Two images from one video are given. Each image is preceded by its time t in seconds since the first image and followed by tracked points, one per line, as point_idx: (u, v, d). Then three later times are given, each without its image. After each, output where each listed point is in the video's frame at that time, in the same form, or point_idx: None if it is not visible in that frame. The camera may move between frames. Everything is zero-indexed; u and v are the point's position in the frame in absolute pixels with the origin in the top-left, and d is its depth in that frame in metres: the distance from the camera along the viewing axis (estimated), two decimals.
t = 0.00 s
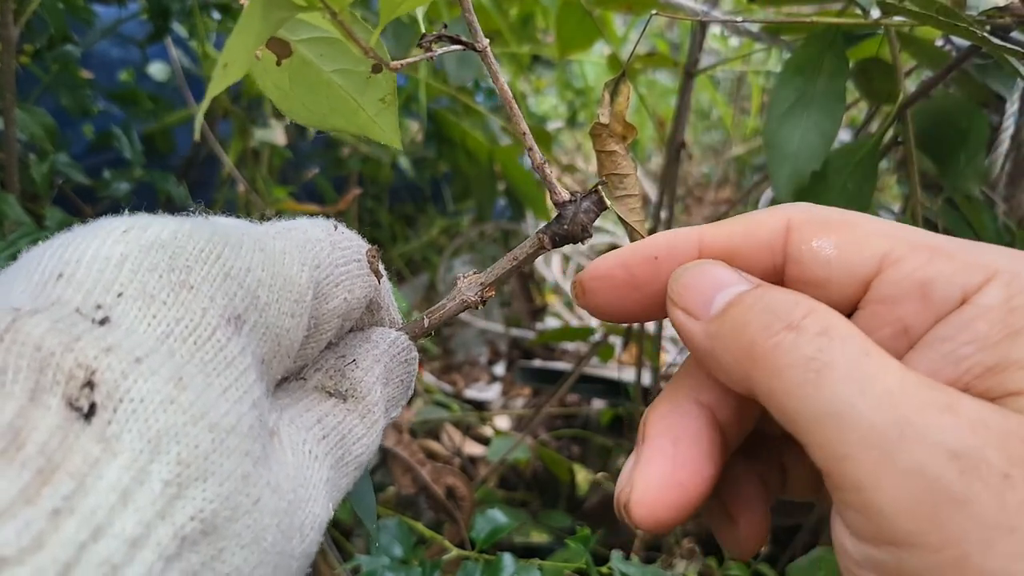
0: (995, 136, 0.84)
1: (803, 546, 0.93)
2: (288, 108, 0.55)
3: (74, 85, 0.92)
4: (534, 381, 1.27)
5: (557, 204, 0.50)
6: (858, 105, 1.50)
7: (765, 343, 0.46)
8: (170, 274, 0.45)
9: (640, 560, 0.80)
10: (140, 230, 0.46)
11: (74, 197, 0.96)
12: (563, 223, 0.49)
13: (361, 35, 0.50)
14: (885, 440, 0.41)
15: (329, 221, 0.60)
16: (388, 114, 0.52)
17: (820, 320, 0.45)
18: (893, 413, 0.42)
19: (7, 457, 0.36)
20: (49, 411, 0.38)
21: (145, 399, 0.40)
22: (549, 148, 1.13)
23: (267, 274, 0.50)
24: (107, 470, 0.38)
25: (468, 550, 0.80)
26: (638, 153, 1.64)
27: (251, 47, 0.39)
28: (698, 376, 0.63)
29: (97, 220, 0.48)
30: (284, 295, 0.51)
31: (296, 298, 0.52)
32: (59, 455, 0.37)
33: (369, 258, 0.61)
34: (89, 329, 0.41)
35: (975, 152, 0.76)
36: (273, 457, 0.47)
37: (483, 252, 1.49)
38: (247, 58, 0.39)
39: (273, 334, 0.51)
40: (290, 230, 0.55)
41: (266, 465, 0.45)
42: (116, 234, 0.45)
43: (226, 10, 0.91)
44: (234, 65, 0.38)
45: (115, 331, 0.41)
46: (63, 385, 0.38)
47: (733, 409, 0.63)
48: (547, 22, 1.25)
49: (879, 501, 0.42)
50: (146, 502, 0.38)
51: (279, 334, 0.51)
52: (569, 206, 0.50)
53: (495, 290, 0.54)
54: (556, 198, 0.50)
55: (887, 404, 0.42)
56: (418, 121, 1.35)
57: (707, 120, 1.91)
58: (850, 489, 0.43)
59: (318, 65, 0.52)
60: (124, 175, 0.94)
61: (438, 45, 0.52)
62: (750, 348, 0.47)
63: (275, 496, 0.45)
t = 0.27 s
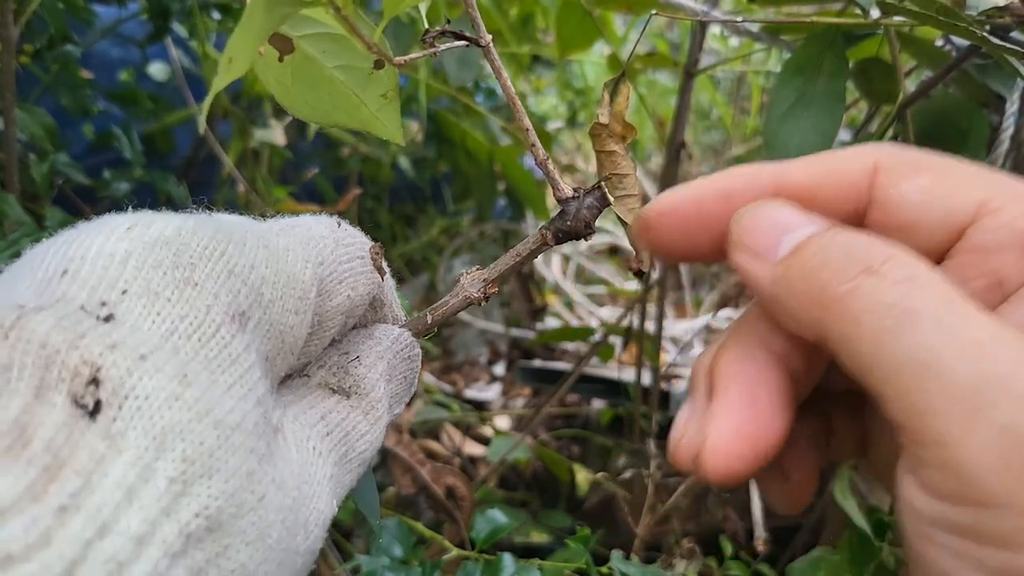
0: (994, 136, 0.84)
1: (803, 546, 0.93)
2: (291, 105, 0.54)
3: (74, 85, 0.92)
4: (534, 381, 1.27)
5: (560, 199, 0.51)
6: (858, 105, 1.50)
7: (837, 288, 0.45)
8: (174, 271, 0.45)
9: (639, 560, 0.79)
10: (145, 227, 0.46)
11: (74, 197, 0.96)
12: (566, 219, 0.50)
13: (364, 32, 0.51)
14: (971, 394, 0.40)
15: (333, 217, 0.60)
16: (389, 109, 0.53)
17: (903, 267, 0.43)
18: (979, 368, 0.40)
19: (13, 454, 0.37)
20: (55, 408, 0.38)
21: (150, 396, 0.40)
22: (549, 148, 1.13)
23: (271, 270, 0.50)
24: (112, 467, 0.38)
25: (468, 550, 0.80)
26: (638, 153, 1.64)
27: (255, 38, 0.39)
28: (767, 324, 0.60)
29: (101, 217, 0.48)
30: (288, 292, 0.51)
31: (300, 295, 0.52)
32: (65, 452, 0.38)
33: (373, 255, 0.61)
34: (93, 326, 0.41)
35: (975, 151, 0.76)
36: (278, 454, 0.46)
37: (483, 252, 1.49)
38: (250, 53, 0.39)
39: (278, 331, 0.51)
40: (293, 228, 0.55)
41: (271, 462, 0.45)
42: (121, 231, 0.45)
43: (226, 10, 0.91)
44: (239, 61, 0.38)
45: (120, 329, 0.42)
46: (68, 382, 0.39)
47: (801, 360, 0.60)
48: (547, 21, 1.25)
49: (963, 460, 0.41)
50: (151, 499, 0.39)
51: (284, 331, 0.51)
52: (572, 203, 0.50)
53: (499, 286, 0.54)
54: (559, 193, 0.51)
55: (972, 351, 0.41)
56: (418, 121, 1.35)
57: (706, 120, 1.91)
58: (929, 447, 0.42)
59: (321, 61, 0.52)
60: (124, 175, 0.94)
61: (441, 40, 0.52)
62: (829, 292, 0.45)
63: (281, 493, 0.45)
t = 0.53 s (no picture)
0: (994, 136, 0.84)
1: (803, 546, 0.93)
2: (288, 108, 0.55)
3: (74, 85, 0.92)
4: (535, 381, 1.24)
5: (555, 204, 0.52)
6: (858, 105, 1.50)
7: None
8: (169, 277, 0.45)
9: (639, 560, 0.79)
10: (140, 233, 0.46)
11: (74, 197, 0.96)
12: (560, 223, 0.51)
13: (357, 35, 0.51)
14: None
15: (327, 223, 0.60)
16: (386, 115, 0.53)
17: None
18: None
19: (9, 460, 0.36)
20: (50, 414, 0.38)
21: (145, 402, 0.40)
22: (549, 148, 1.13)
23: (266, 276, 0.50)
24: (108, 473, 0.38)
25: (468, 550, 0.80)
26: (638, 153, 1.64)
27: (249, 48, 0.39)
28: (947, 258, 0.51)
29: (97, 224, 0.48)
30: (283, 297, 0.51)
31: (295, 300, 0.52)
32: (60, 459, 0.37)
33: (368, 260, 0.61)
34: (89, 332, 0.41)
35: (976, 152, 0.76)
36: (273, 458, 0.46)
37: (483, 252, 1.49)
38: (245, 60, 0.39)
39: (272, 335, 0.50)
40: (288, 233, 0.55)
41: (266, 467, 0.45)
42: (116, 238, 0.45)
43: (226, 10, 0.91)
44: (234, 66, 0.38)
45: (115, 335, 0.41)
46: (64, 389, 0.39)
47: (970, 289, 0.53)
48: (547, 21, 1.25)
49: None
50: (146, 505, 0.38)
51: (278, 335, 0.51)
52: (566, 207, 0.51)
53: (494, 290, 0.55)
54: (554, 199, 0.52)
55: None
56: (418, 121, 1.35)
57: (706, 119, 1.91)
58: None
59: (318, 66, 0.52)
60: (124, 175, 0.94)
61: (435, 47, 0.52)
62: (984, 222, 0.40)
63: (276, 498, 0.45)
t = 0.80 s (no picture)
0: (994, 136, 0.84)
1: (803, 546, 0.93)
2: (296, 111, 0.55)
3: (74, 85, 0.92)
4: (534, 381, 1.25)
5: (556, 205, 0.51)
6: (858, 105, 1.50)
7: None
8: (170, 281, 0.44)
9: (639, 560, 0.79)
10: (140, 237, 0.45)
11: (74, 197, 0.96)
12: (561, 224, 0.50)
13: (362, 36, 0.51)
14: None
15: (327, 225, 0.60)
16: (394, 115, 0.52)
17: None
18: None
19: (10, 467, 0.36)
20: (52, 420, 0.37)
21: (147, 407, 0.39)
22: (548, 148, 1.13)
23: (267, 279, 0.50)
24: (110, 479, 0.37)
25: (468, 550, 0.79)
26: (638, 153, 1.64)
27: (249, 47, 0.39)
28: None
29: (97, 227, 0.48)
30: (283, 300, 0.51)
31: (296, 303, 0.52)
32: (62, 465, 0.36)
33: (368, 262, 0.61)
34: (90, 337, 0.40)
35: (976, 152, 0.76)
36: (274, 463, 0.46)
37: (483, 252, 1.49)
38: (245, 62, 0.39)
39: (273, 339, 0.50)
40: (289, 236, 0.54)
41: (268, 471, 0.45)
42: (116, 241, 0.45)
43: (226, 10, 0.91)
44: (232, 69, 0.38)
45: (117, 339, 0.41)
46: (65, 395, 0.38)
47: None
48: (547, 22, 1.25)
49: None
50: (148, 511, 0.38)
51: (279, 339, 0.51)
52: (567, 208, 0.51)
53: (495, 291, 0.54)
54: (554, 200, 0.51)
55: None
56: (418, 121, 1.35)
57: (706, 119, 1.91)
58: None
59: (324, 67, 0.52)
60: (124, 175, 0.94)
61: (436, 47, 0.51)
62: None
63: (277, 502, 0.44)
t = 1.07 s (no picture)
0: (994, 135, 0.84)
1: (803, 546, 0.93)
2: (293, 124, 0.54)
3: (74, 85, 0.92)
4: (534, 381, 1.23)
5: (557, 219, 0.52)
6: (858, 105, 1.50)
7: None
8: (171, 294, 0.44)
9: (639, 560, 0.79)
10: (141, 249, 0.45)
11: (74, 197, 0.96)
12: (563, 237, 0.51)
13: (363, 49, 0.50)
14: None
15: (329, 235, 0.59)
16: (390, 128, 0.53)
17: None
18: None
19: (9, 482, 0.35)
20: (51, 435, 0.37)
21: (147, 422, 0.39)
22: (548, 148, 1.13)
23: (268, 291, 0.49)
24: (108, 494, 0.37)
25: (468, 550, 0.79)
26: (638, 153, 1.64)
27: (254, 61, 0.40)
28: None
29: (98, 238, 0.48)
30: (284, 313, 0.50)
31: (297, 315, 0.51)
32: (61, 480, 0.36)
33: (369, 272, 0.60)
34: (90, 352, 0.40)
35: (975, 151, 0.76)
36: (273, 477, 0.46)
37: (483, 252, 1.49)
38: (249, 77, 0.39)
39: (273, 351, 0.50)
40: (290, 246, 0.54)
41: (267, 486, 0.44)
42: (116, 253, 0.45)
43: (226, 10, 0.91)
44: (238, 82, 0.38)
45: (116, 354, 0.41)
46: (64, 409, 0.38)
47: None
48: (547, 22, 1.25)
49: None
50: (147, 527, 0.37)
51: (279, 351, 0.50)
52: (568, 221, 0.51)
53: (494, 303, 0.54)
54: (557, 213, 0.52)
55: None
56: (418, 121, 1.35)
57: (706, 120, 1.91)
58: None
59: (322, 79, 0.52)
60: (124, 176, 0.94)
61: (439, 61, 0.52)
62: None
63: (276, 517, 0.44)
